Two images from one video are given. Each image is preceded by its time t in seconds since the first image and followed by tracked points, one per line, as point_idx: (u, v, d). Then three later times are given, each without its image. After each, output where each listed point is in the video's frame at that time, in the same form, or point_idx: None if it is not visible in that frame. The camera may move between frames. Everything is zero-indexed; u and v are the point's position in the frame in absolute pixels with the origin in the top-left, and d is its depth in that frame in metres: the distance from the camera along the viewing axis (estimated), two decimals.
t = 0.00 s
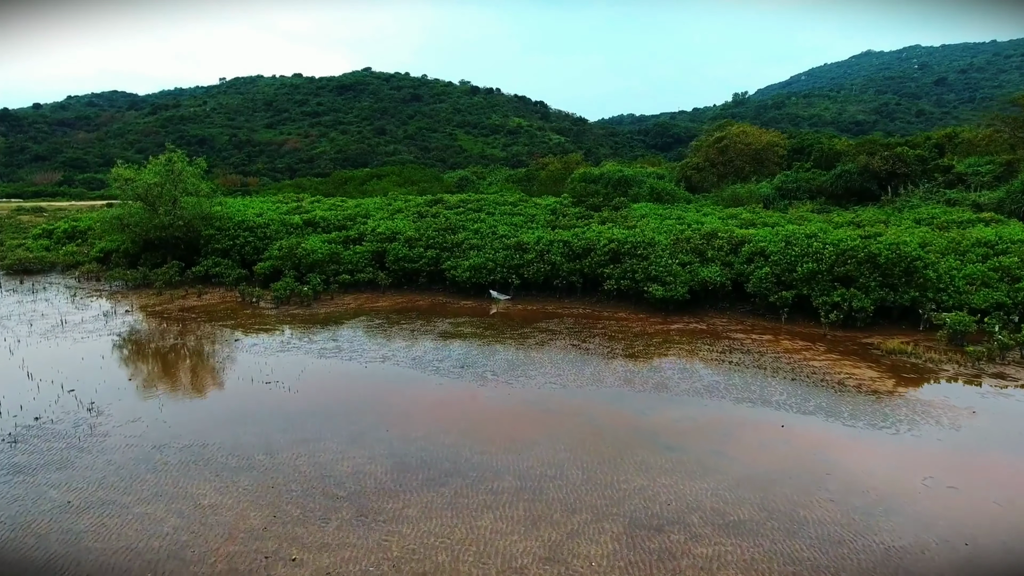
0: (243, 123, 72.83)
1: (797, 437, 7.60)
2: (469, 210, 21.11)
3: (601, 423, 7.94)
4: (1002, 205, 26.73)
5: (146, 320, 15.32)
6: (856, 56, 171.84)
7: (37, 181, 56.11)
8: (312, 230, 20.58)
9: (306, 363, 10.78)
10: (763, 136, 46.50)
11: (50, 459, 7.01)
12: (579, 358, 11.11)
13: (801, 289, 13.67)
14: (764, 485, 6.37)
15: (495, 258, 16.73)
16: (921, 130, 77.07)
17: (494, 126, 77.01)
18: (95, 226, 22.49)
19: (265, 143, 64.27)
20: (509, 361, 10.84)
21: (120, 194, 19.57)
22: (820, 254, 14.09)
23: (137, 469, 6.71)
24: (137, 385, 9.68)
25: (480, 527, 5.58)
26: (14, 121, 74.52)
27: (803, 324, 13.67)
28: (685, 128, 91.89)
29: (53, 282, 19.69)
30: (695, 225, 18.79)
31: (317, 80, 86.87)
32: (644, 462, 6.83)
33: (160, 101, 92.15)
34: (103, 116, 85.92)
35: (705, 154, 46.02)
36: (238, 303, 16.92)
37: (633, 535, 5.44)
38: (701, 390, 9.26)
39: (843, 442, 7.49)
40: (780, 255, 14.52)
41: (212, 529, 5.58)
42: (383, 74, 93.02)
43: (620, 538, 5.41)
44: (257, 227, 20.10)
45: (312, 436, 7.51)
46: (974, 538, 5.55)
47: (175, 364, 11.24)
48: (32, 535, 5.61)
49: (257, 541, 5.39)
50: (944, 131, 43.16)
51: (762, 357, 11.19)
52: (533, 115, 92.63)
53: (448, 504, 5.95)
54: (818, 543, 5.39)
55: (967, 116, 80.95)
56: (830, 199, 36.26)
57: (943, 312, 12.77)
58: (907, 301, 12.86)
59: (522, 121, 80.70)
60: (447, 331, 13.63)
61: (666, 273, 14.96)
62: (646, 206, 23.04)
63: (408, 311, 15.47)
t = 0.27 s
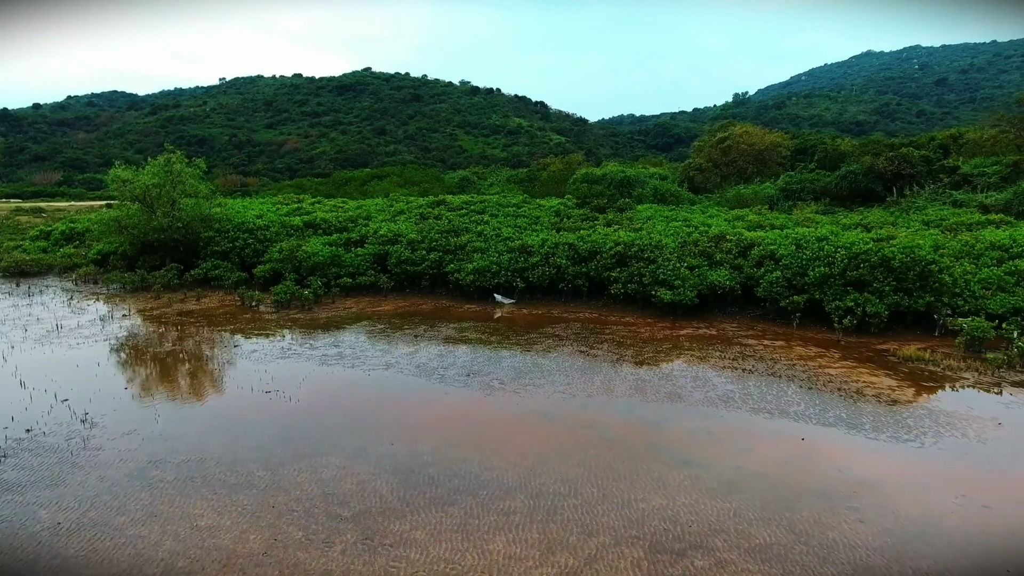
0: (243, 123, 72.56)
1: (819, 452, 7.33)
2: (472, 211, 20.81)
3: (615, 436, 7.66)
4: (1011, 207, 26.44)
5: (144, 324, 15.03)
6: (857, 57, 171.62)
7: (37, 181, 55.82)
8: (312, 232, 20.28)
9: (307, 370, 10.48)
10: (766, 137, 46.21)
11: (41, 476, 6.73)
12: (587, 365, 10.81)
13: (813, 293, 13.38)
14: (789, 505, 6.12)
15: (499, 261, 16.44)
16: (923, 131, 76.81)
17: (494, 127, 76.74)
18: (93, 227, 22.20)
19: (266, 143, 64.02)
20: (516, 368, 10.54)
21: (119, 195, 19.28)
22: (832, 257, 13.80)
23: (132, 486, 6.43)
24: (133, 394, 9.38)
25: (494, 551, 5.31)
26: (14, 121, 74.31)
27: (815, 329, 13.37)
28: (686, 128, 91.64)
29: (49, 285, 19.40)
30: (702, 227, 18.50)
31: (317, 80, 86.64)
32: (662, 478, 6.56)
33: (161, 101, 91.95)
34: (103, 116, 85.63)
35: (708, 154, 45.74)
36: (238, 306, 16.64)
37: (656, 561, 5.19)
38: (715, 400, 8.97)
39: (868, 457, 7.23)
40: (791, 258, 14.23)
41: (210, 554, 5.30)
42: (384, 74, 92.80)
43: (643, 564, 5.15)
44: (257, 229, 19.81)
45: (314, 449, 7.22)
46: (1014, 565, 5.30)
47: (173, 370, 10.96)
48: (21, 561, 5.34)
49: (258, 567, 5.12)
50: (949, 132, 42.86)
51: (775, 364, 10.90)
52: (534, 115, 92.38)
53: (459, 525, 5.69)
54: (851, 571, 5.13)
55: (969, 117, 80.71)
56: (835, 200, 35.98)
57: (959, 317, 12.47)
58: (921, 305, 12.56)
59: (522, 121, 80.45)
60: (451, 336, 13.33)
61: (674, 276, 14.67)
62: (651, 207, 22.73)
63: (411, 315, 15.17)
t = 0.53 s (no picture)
0: (242, 123, 72.30)
1: (839, 465, 7.11)
2: (475, 213, 20.54)
3: (627, 447, 7.42)
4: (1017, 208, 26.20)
5: (142, 327, 14.76)
6: (857, 57, 171.45)
7: (35, 182, 55.52)
8: (312, 233, 20.00)
9: (308, 376, 10.21)
10: (768, 137, 45.97)
11: (33, 491, 6.48)
12: (595, 371, 10.54)
13: (824, 297, 13.12)
14: (811, 522, 5.90)
15: (503, 263, 16.18)
16: (924, 131, 76.58)
17: (494, 127, 76.50)
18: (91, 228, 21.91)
19: (266, 143, 63.76)
20: (523, 375, 10.29)
21: (116, 197, 19.00)
22: (843, 260, 13.55)
23: (127, 503, 6.18)
24: (128, 402, 9.11)
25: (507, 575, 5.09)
26: (13, 120, 74.03)
27: (826, 333, 13.12)
28: (686, 128, 91.45)
29: (46, 287, 19.12)
30: (708, 229, 18.23)
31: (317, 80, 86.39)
32: (679, 493, 6.33)
33: (160, 101, 91.73)
34: (102, 116, 85.32)
35: (710, 155, 45.51)
36: (237, 309, 16.38)
37: None
38: (729, 409, 8.72)
39: (889, 471, 7.01)
40: (800, 261, 13.99)
41: None
42: (384, 74, 92.58)
43: None
44: (256, 231, 19.55)
45: (316, 462, 6.97)
46: None
47: (171, 376, 10.71)
48: None
49: None
50: (952, 132, 42.63)
51: (787, 370, 10.64)
52: (534, 115, 92.17)
53: (470, 546, 5.45)
54: None
55: (971, 117, 80.49)
56: (839, 201, 35.75)
57: (973, 322, 12.23)
58: (935, 310, 12.31)
59: (522, 121, 80.20)
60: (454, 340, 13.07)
61: (681, 279, 14.41)
62: (655, 208, 22.47)
63: (413, 319, 14.90)
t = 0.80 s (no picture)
0: (242, 123, 71.99)
1: (866, 482, 6.80)
2: (478, 215, 20.22)
3: (643, 463, 7.12)
4: None
5: (140, 332, 14.44)
6: (858, 57, 171.15)
7: (35, 181, 55.17)
8: (314, 236, 19.68)
9: (310, 385, 9.89)
10: (772, 137, 45.65)
11: (22, 513, 6.17)
12: (606, 379, 10.21)
13: (838, 302, 12.80)
14: (843, 548, 5.61)
15: (508, 266, 15.85)
16: (926, 131, 76.36)
17: (495, 126, 76.19)
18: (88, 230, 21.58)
19: (266, 143, 63.44)
20: (532, 384, 9.96)
21: (114, 198, 18.66)
22: (857, 264, 13.22)
23: (120, 527, 5.87)
24: (123, 413, 8.79)
25: None
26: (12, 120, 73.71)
27: (840, 339, 12.79)
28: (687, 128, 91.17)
29: (42, 291, 18.80)
30: (716, 231, 17.92)
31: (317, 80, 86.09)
32: (701, 515, 6.04)
33: (160, 101, 91.48)
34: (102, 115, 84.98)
35: (713, 155, 45.20)
36: (237, 313, 16.06)
37: None
38: (747, 421, 8.40)
39: (920, 489, 6.70)
40: (814, 265, 13.67)
41: None
42: (384, 73, 92.29)
43: None
44: (257, 234, 19.23)
45: (320, 480, 6.66)
46: None
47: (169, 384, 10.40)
48: None
49: None
50: (957, 132, 42.30)
51: (804, 379, 10.33)
52: (535, 115, 91.88)
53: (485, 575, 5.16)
54: None
55: (973, 117, 80.28)
56: (844, 202, 35.43)
57: (993, 328, 11.90)
58: (953, 315, 11.99)
59: (523, 121, 79.92)
60: (460, 345, 12.76)
61: (692, 283, 14.10)
62: (660, 210, 22.16)
63: (416, 324, 14.58)
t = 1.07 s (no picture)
0: (242, 123, 71.76)
1: (893, 501, 6.55)
2: (481, 217, 19.94)
3: (660, 479, 6.86)
4: None
5: (138, 337, 14.16)
6: (859, 57, 170.98)
7: (34, 181, 54.87)
8: (314, 238, 19.40)
9: (312, 394, 9.60)
10: (775, 137, 45.41)
11: (13, 535, 5.91)
12: (616, 387, 9.93)
13: (851, 307, 12.51)
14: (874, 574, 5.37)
15: (513, 270, 15.57)
16: (927, 132, 76.11)
17: (495, 127, 75.98)
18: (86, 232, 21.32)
19: (266, 143, 63.18)
20: (540, 393, 9.68)
21: (112, 200, 18.39)
22: (871, 268, 12.95)
23: (114, 550, 5.62)
24: (119, 424, 8.53)
25: None
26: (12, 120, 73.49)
27: (854, 345, 12.51)
28: (688, 128, 90.99)
29: (39, 294, 18.53)
30: (723, 234, 17.64)
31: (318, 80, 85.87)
32: (724, 537, 5.79)
33: (160, 101, 91.27)
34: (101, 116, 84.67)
35: (716, 156, 44.96)
36: (237, 317, 15.78)
37: None
38: (765, 433, 8.12)
39: (950, 507, 6.45)
40: (825, 269, 13.39)
41: None
42: (384, 74, 92.08)
43: None
44: (257, 236, 18.96)
45: (324, 497, 6.39)
46: None
47: (168, 392, 10.13)
48: None
49: None
50: (962, 132, 42.05)
51: (819, 387, 10.05)
52: (535, 115, 91.70)
53: None
54: None
55: (975, 117, 80.02)
56: (849, 203, 35.17)
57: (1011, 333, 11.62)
58: (970, 321, 11.71)
59: (523, 121, 79.69)
60: (465, 351, 12.48)
61: (701, 288, 13.83)
62: (665, 212, 21.87)
63: (420, 329, 14.29)
